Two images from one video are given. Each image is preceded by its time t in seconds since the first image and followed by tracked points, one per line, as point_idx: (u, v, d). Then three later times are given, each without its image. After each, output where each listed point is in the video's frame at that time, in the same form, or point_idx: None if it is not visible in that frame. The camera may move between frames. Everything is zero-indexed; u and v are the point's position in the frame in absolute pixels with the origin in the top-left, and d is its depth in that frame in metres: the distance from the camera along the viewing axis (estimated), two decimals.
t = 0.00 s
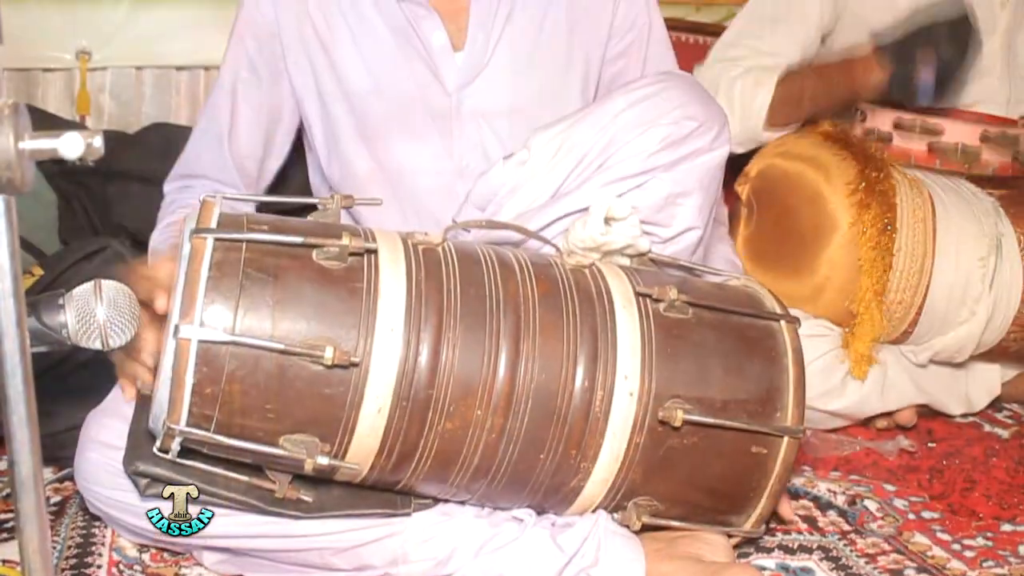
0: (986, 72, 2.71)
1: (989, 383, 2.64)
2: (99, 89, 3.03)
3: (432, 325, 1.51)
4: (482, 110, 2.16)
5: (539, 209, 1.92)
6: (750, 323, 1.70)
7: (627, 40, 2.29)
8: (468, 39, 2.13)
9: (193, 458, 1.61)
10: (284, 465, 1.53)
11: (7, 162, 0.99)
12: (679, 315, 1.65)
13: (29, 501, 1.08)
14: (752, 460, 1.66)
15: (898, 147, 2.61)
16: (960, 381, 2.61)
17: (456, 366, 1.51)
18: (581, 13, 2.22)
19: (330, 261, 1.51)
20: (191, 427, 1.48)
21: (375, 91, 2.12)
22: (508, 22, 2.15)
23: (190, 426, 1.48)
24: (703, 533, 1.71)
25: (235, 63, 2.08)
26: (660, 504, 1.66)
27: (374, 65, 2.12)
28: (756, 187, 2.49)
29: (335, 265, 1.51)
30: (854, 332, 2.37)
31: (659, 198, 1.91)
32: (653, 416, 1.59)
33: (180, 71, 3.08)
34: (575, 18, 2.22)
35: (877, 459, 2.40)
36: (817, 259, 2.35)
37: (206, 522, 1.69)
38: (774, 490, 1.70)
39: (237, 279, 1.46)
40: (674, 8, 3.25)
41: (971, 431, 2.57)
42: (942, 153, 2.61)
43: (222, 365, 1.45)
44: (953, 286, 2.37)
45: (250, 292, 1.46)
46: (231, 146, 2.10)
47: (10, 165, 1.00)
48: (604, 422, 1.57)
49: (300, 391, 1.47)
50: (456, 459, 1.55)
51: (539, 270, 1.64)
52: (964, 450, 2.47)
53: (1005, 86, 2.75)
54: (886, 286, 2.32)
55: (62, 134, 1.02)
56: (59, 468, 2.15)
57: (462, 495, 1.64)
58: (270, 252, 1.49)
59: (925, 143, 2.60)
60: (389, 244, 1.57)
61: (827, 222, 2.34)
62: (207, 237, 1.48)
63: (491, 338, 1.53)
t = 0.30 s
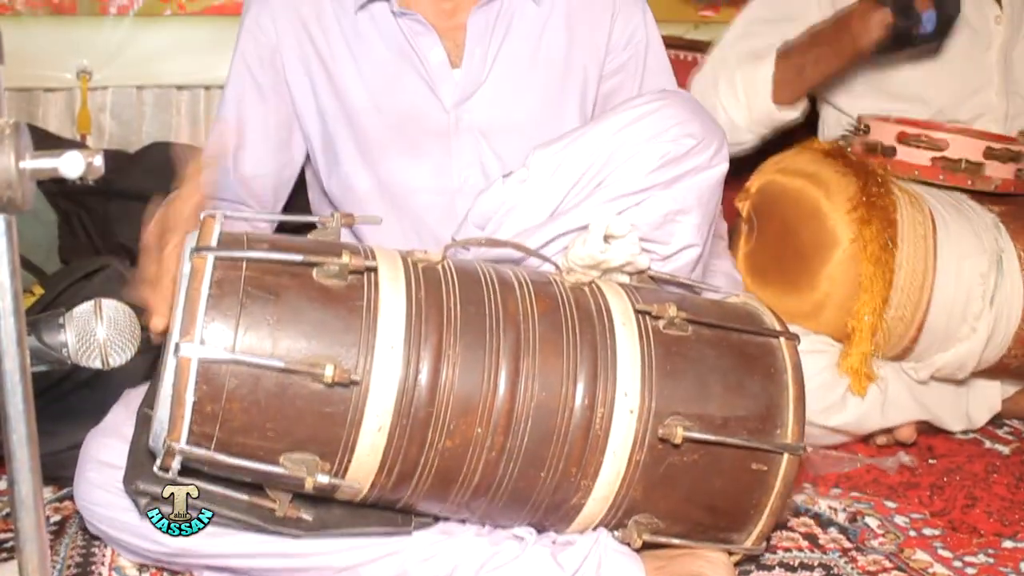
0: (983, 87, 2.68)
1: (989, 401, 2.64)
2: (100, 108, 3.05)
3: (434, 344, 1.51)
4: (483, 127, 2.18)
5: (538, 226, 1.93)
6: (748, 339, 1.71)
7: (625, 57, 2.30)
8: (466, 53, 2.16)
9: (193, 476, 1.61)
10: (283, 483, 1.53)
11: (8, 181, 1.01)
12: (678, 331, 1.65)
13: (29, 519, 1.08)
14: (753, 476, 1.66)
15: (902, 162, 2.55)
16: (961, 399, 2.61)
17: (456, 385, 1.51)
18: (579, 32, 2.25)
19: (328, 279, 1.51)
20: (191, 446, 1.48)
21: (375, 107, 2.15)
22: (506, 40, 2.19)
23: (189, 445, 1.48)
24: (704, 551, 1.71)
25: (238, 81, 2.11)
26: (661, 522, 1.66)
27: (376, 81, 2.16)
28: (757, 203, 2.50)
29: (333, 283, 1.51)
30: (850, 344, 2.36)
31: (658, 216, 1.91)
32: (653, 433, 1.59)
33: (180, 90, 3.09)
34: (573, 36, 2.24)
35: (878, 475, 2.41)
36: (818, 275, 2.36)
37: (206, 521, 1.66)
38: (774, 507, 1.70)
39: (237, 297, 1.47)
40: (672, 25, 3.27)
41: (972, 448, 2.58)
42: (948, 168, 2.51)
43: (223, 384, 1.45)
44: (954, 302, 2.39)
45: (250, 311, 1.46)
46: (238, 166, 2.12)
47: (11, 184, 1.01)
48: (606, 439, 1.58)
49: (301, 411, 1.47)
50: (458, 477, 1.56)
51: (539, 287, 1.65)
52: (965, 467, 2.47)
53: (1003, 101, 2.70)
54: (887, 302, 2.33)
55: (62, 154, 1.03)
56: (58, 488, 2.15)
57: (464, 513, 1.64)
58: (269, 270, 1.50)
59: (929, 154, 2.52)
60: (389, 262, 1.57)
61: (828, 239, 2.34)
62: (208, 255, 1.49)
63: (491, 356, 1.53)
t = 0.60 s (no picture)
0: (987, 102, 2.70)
1: (996, 415, 2.64)
2: (104, 128, 3.07)
3: (440, 359, 1.52)
4: (485, 144, 2.19)
5: (543, 241, 1.93)
6: (754, 353, 1.71)
7: (628, 76, 2.32)
8: (470, 73, 2.18)
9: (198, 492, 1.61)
10: (290, 499, 1.53)
11: (13, 202, 1.01)
12: (684, 345, 1.66)
13: (35, 537, 1.09)
14: (759, 490, 1.66)
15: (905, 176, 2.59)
16: (967, 414, 2.61)
17: (463, 400, 1.52)
18: (582, 50, 2.26)
19: (335, 294, 1.52)
20: (198, 461, 1.48)
21: (377, 125, 2.16)
22: (510, 58, 2.21)
23: (196, 460, 1.48)
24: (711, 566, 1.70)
25: (244, 100, 2.13)
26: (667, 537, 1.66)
27: (380, 100, 2.16)
28: (760, 221, 2.49)
29: (340, 298, 1.52)
30: (862, 364, 2.39)
31: (662, 231, 1.93)
32: (660, 447, 1.59)
33: (185, 109, 3.11)
34: (576, 54, 2.25)
35: (885, 490, 2.40)
36: (823, 293, 2.36)
37: (206, 522, 1.62)
38: (781, 521, 1.69)
39: (244, 312, 1.47)
40: (674, 42, 3.29)
41: (978, 462, 2.57)
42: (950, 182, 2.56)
43: (229, 400, 1.45)
44: (958, 318, 2.39)
45: (257, 327, 1.47)
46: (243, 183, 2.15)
47: (16, 204, 1.02)
48: (612, 454, 1.58)
49: (308, 426, 1.47)
50: (466, 493, 1.56)
51: (545, 302, 1.65)
52: (972, 481, 2.46)
53: (1006, 115, 2.80)
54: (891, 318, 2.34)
55: (66, 173, 1.03)
56: (64, 505, 2.15)
57: (471, 529, 1.64)
58: (276, 285, 1.51)
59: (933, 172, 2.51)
60: (395, 278, 1.58)
61: (833, 256, 2.34)
62: (214, 270, 1.49)
63: (497, 371, 1.54)
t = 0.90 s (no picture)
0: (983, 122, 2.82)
1: (998, 434, 2.64)
2: (106, 152, 3.16)
3: (439, 385, 1.52)
4: (484, 166, 2.20)
5: (543, 264, 1.94)
6: (754, 376, 1.71)
7: (627, 99, 2.33)
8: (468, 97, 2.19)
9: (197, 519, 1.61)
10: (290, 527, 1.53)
11: (14, 230, 1.01)
12: (683, 368, 1.66)
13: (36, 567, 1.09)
14: (760, 512, 1.65)
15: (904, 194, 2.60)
16: (969, 432, 2.61)
17: (463, 426, 1.51)
18: (580, 75, 2.28)
19: (335, 321, 1.53)
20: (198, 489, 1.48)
21: (377, 150, 2.17)
22: (508, 81, 2.22)
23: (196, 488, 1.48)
24: None
25: (243, 124, 2.15)
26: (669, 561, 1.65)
27: (379, 124, 2.18)
28: (759, 241, 2.50)
29: (339, 325, 1.52)
30: (862, 383, 2.39)
31: (663, 253, 1.93)
32: (660, 471, 1.59)
33: (186, 133, 3.20)
34: (574, 78, 2.27)
35: (888, 510, 2.40)
36: (823, 312, 2.36)
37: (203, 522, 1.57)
38: (783, 545, 1.68)
39: (243, 340, 1.48)
40: (675, 62, 3.30)
41: (981, 481, 2.57)
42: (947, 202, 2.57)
43: (229, 428, 1.46)
44: (958, 334, 2.39)
45: (256, 355, 1.47)
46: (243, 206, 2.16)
47: (18, 232, 1.02)
48: (613, 477, 1.57)
49: (308, 454, 1.47)
50: (468, 519, 1.55)
51: (545, 327, 1.65)
52: (976, 500, 2.46)
53: (1005, 137, 2.85)
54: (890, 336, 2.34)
55: (68, 201, 1.03)
56: (65, 531, 2.15)
57: (472, 555, 1.64)
58: (276, 313, 1.51)
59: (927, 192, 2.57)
60: (395, 304, 1.59)
61: (831, 274, 2.34)
62: (213, 299, 1.50)
63: (497, 396, 1.54)
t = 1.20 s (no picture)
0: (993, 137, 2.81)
1: (1009, 452, 2.63)
2: (114, 175, 3.18)
3: (449, 407, 1.52)
4: (491, 187, 2.21)
5: (551, 284, 1.95)
6: (763, 396, 1.71)
7: (633, 119, 2.34)
8: (477, 116, 2.20)
9: (204, 540, 1.61)
10: (299, 548, 1.53)
11: (22, 253, 1.03)
12: (692, 388, 1.66)
13: None
14: (770, 533, 1.64)
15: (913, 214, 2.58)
16: (979, 451, 2.60)
17: (471, 447, 1.51)
18: (587, 96, 2.29)
19: (343, 341, 1.53)
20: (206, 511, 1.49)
21: (385, 170, 2.18)
22: (515, 103, 2.23)
23: (205, 509, 1.49)
24: None
25: (251, 143, 2.17)
26: None
27: (387, 145, 2.19)
28: (768, 261, 2.52)
29: (348, 345, 1.53)
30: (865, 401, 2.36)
31: (669, 273, 1.93)
32: (669, 491, 1.58)
33: (194, 155, 3.22)
34: (582, 99, 2.28)
35: (899, 531, 2.38)
36: (832, 331, 2.35)
37: (206, 522, 1.49)
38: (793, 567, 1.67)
39: (251, 361, 1.48)
40: (682, 82, 3.31)
41: (993, 500, 2.56)
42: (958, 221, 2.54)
43: (238, 449, 1.45)
44: (969, 352, 2.39)
45: (264, 376, 1.47)
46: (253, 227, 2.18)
47: (26, 256, 1.03)
48: (622, 498, 1.57)
49: (316, 475, 1.47)
50: (477, 541, 1.55)
51: (554, 347, 1.66)
52: (987, 520, 2.44)
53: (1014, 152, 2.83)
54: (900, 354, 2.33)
55: (76, 225, 1.04)
56: (74, 555, 2.16)
57: None
58: (284, 333, 1.52)
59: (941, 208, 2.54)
60: (403, 325, 1.59)
61: (840, 294, 2.34)
62: (222, 320, 1.51)
63: (506, 417, 1.53)
